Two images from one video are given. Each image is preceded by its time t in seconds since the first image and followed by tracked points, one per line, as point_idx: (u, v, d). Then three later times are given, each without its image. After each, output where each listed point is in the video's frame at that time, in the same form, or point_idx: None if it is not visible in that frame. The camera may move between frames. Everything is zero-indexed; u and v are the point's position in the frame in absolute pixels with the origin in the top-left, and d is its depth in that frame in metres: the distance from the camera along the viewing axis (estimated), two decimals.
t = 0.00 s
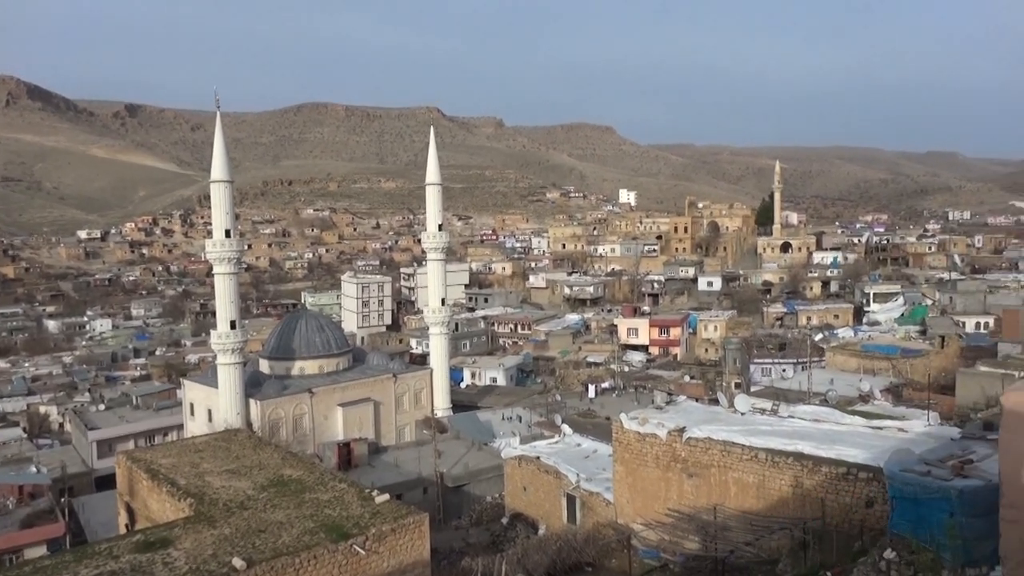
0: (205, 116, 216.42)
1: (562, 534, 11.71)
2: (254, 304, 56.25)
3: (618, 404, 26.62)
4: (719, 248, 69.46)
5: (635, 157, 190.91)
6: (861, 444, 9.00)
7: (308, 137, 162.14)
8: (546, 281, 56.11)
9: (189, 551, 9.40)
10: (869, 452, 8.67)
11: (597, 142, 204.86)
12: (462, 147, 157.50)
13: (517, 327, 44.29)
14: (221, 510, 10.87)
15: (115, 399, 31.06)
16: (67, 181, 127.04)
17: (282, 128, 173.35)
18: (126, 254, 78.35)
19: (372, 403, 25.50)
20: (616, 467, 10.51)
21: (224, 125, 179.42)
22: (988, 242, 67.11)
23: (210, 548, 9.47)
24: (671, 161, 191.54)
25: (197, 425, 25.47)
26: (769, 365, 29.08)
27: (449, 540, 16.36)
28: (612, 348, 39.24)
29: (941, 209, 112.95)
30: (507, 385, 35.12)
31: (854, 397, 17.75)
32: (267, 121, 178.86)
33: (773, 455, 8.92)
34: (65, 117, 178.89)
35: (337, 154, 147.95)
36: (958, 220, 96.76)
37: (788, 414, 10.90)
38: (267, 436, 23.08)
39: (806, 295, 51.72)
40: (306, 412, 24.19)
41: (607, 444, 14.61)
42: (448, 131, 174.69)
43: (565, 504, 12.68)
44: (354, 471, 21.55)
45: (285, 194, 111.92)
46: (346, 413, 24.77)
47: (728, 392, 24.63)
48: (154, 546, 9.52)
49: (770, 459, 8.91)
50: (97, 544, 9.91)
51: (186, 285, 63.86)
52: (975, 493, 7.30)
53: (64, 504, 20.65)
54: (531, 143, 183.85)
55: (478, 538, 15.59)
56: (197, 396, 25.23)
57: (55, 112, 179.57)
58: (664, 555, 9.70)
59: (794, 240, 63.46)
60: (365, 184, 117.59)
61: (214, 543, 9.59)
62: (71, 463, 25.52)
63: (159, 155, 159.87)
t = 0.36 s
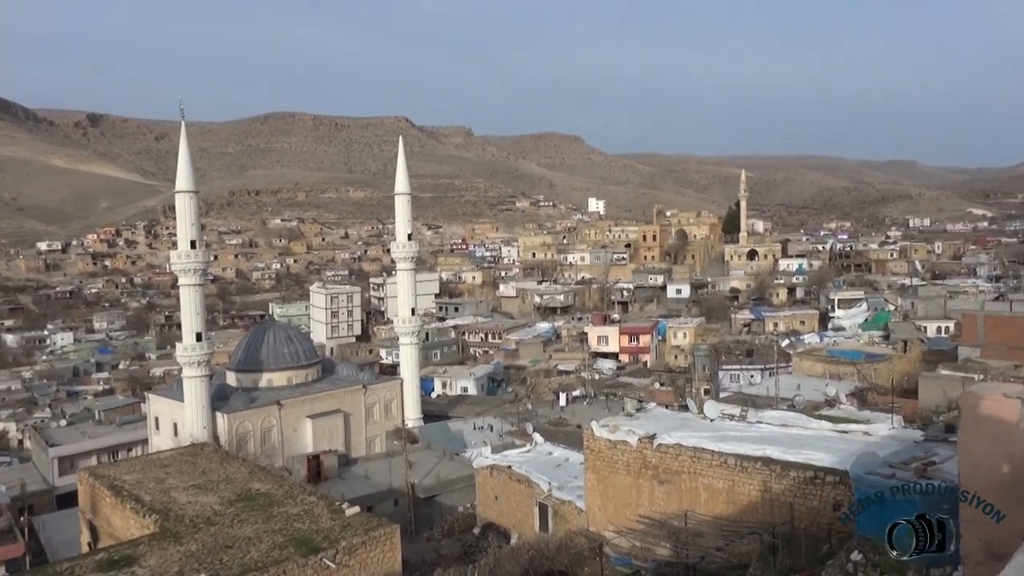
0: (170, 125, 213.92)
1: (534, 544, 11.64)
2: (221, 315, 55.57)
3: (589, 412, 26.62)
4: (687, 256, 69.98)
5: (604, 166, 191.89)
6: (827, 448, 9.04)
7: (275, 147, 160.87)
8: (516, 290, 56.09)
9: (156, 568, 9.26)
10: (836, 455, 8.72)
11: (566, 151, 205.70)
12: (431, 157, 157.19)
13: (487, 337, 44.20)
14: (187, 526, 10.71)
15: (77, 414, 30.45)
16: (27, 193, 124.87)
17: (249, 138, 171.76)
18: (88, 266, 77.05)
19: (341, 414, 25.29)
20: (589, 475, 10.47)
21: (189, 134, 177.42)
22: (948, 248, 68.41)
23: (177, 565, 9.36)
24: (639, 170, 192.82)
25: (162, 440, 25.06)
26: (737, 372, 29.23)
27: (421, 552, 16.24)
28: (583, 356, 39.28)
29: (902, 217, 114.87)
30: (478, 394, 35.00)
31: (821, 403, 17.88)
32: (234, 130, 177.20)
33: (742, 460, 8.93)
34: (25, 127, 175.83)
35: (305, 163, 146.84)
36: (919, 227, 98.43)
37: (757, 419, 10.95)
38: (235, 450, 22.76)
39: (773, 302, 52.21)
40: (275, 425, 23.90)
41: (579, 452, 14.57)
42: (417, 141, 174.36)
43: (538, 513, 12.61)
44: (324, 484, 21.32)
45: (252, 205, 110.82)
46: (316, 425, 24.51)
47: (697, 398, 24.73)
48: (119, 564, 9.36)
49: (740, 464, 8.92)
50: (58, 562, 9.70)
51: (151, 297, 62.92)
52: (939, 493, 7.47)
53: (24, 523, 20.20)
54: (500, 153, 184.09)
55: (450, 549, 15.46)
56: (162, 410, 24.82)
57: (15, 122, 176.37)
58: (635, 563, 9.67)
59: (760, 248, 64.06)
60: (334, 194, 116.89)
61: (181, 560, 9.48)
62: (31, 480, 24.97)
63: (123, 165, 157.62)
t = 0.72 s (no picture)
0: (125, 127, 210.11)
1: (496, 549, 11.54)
2: (177, 321, 54.63)
3: (551, 417, 26.59)
4: (648, 261, 70.44)
5: (566, 172, 192.68)
6: (785, 450, 9.08)
7: (233, 150, 158.84)
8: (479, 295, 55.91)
9: None
10: (793, 457, 8.77)
11: (528, 157, 206.20)
12: (392, 161, 156.41)
13: (449, 342, 44.03)
14: (141, 536, 10.53)
15: (26, 422, 29.64)
16: None
17: (207, 141, 169.45)
18: (39, 270, 75.29)
19: (301, 421, 24.98)
20: (551, 480, 10.40)
21: (144, 135, 174.27)
22: (900, 254, 69.75)
23: None
24: (601, 176, 194.00)
25: (115, 448, 24.49)
26: (697, 376, 29.43)
27: (382, 560, 16.08)
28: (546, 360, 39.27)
29: (857, 224, 117.01)
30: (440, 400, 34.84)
31: (779, 406, 18.05)
32: (191, 133, 174.66)
33: (702, 463, 8.93)
34: None
35: (265, 166, 145.14)
36: (874, 234, 100.26)
37: (716, 423, 10.98)
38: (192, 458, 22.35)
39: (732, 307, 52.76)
40: (232, 432, 23.50)
41: (541, 457, 14.50)
42: (379, 145, 173.46)
43: (500, 518, 12.51)
44: (283, 492, 20.98)
45: (209, 208, 109.23)
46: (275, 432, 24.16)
47: (658, 402, 24.84)
48: None
49: (699, 467, 8.93)
50: None
51: (104, 302, 61.64)
52: (891, 493, 7.49)
53: None
54: (462, 158, 183.95)
55: (411, 555, 15.29)
56: (116, 418, 24.27)
57: None
58: (597, 567, 9.64)
59: (719, 254, 64.66)
60: (294, 199, 115.78)
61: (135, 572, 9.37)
62: None
63: (76, 167, 154.47)
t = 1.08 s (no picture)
0: (80, 122, 205.94)
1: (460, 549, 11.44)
2: (134, 320, 53.65)
3: (515, 416, 26.54)
4: (612, 261, 70.77)
5: (530, 172, 192.99)
6: (745, 447, 9.11)
7: (193, 146, 156.51)
8: (443, 295, 55.67)
9: None
10: (754, 454, 8.79)
11: (492, 156, 206.11)
12: (355, 159, 155.31)
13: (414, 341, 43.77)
14: (96, 541, 10.29)
15: None
16: None
17: (166, 137, 166.79)
18: None
19: (262, 422, 24.66)
20: (514, 479, 10.34)
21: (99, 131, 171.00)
22: (857, 255, 70.91)
23: None
24: (565, 176, 194.63)
25: (69, 451, 23.95)
26: (660, 375, 29.58)
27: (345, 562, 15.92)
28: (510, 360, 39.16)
29: (816, 225, 118.75)
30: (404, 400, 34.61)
31: (739, 404, 18.19)
32: (149, 128, 171.78)
33: (665, 461, 8.93)
34: None
35: (225, 163, 143.14)
36: (832, 235, 101.85)
37: (679, 420, 11.00)
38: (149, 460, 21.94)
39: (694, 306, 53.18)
40: (192, 433, 23.11)
41: (505, 455, 14.43)
42: (342, 142, 172.12)
43: (464, 518, 12.41)
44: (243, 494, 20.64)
45: (168, 206, 107.51)
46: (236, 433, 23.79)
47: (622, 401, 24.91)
48: None
49: (662, 464, 8.93)
50: None
51: (58, 301, 60.32)
52: (848, 489, 7.49)
53: None
54: (426, 157, 183.32)
55: (375, 556, 15.13)
56: (70, 419, 23.74)
57: None
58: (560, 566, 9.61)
59: (682, 254, 65.17)
60: (255, 196, 114.48)
61: None
62: None
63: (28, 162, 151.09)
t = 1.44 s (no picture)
0: (41, 117, 202.06)
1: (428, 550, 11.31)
2: (96, 321, 52.69)
3: (484, 417, 26.43)
4: (582, 261, 70.93)
5: (500, 172, 192.92)
6: (712, 447, 9.08)
7: (158, 143, 154.32)
8: (413, 294, 55.36)
9: None
10: (720, 453, 8.76)
11: (462, 155, 205.65)
12: (323, 158, 154.07)
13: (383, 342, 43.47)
14: (55, 546, 10.02)
15: None
16: None
17: (130, 133, 164.27)
18: None
19: (228, 423, 24.32)
20: (484, 480, 10.25)
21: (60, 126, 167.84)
22: (822, 257, 71.76)
23: None
24: (535, 177, 194.85)
25: (28, 453, 23.41)
26: (629, 375, 29.62)
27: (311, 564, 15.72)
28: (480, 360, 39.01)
29: (782, 227, 120.09)
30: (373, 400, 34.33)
31: (708, 404, 18.24)
32: (112, 124, 169.00)
33: (633, 460, 8.88)
34: None
35: (190, 160, 141.27)
36: (798, 237, 102.96)
37: (647, 420, 10.95)
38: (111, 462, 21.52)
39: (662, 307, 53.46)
40: (155, 436, 22.72)
41: (475, 456, 14.33)
42: (310, 140, 170.73)
43: (432, 518, 12.28)
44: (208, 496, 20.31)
45: (132, 203, 105.84)
46: (201, 435, 23.44)
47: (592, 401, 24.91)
48: None
49: (630, 464, 8.88)
50: None
51: (17, 301, 59.07)
52: (813, 488, 7.48)
53: None
54: (396, 156, 182.49)
55: (343, 559, 14.93)
56: (29, 421, 23.21)
57: None
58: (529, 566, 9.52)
59: (651, 255, 65.49)
60: (221, 195, 113.14)
61: None
62: None
63: None
